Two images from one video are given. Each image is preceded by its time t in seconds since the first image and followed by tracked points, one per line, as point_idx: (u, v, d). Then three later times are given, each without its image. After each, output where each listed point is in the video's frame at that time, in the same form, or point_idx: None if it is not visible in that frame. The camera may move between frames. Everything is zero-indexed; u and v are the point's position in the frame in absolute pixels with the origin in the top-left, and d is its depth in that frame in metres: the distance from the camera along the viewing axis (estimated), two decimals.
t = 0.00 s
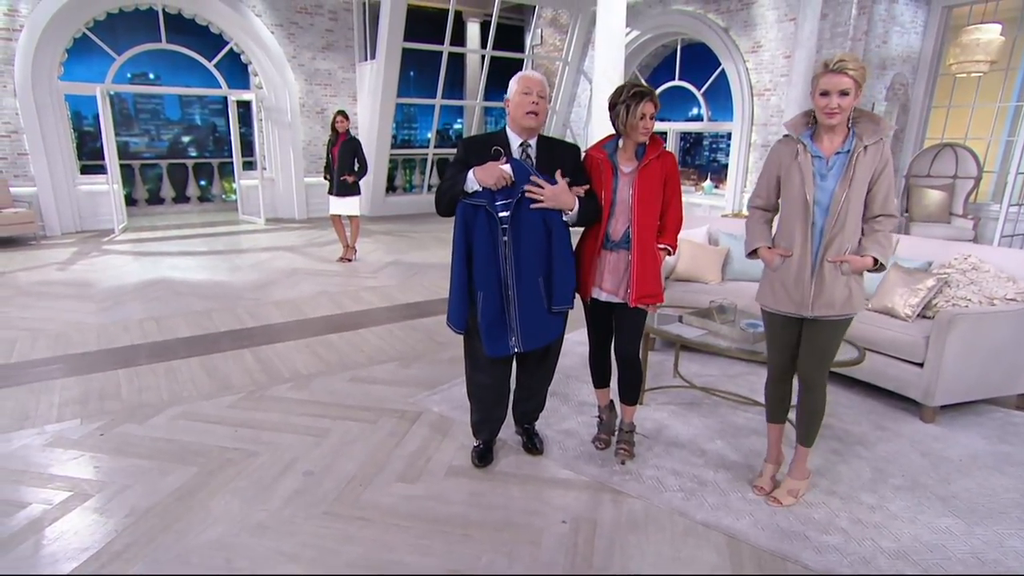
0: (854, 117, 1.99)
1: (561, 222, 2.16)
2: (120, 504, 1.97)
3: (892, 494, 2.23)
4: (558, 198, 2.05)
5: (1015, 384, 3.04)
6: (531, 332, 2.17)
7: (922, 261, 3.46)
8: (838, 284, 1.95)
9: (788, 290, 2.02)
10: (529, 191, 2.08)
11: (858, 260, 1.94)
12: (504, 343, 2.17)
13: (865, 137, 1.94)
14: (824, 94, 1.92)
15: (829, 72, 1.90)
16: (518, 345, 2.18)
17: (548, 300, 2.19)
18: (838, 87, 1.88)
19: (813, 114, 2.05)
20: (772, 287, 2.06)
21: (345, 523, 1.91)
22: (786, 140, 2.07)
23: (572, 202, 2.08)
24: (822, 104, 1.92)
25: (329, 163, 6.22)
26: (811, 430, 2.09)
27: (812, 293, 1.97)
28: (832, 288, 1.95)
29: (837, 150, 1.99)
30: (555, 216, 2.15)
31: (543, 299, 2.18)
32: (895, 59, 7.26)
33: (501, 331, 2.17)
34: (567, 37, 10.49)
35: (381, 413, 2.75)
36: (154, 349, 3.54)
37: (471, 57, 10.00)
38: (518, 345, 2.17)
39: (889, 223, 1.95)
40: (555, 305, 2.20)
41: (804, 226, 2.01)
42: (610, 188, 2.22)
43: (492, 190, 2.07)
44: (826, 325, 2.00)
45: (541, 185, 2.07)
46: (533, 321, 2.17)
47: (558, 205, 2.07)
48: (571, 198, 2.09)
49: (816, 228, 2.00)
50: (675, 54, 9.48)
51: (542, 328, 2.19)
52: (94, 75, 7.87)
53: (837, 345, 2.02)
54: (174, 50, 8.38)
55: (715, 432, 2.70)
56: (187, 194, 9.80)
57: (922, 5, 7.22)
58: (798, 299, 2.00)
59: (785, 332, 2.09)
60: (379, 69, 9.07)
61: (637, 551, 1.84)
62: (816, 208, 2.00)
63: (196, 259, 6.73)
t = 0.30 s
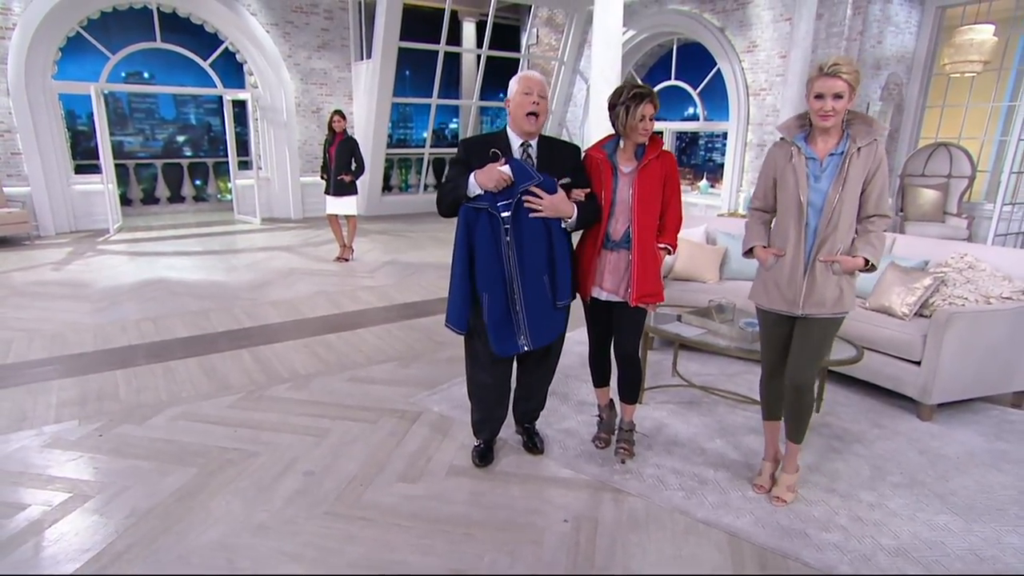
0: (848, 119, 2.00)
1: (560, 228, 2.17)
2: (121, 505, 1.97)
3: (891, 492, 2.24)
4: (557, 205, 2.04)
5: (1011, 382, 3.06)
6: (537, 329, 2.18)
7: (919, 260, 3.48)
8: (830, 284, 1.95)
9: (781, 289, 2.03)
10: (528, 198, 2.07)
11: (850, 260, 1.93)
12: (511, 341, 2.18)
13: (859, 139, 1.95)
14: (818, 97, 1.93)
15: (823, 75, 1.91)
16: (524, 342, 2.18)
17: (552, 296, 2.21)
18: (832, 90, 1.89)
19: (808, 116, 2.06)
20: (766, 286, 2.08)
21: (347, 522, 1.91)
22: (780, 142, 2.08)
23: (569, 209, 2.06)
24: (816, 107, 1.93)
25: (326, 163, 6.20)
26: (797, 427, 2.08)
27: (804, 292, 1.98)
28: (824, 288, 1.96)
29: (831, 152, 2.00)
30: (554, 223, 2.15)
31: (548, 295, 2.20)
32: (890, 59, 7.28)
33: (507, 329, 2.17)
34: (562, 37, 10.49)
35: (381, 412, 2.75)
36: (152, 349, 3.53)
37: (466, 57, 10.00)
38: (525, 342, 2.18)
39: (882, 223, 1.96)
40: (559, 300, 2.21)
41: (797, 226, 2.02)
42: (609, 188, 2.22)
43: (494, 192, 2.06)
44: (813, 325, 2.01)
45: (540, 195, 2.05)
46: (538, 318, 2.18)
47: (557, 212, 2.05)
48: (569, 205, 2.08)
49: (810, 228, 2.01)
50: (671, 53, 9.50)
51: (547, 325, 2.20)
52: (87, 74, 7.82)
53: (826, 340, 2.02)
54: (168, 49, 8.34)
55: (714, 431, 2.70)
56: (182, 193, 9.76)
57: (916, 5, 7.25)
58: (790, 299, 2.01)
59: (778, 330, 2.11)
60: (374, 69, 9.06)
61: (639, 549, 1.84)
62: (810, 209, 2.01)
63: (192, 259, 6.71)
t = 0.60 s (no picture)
0: (842, 119, 2.02)
1: (558, 231, 2.17)
2: (117, 508, 1.95)
3: (886, 488, 2.27)
4: (555, 206, 2.05)
5: (1001, 378, 3.10)
6: (535, 329, 2.19)
7: (911, 258, 3.52)
8: (827, 282, 1.97)
9: (778, 287, 2.04)
10: (526, 199, 2.07)
11: (847, 258, 1.95)
12: (509, 341, 2.18)
13: (853, 138, 1.96)
14: (813, 97, 1.94)
15: (817, 76, 1.92)
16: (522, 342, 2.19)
17: (549, 296, 2.21)
18: (827, 91, 1.90)
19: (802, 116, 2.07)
20: (762, 284, 2.09)
21: (346, 523, 1.90)
22: (775, 142, 2.10)
23: (567, 210, 2.07)
24: (810, 107, 1.94)
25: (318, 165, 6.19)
26: (822, 429, 2.04)
27: (802, 291, 2.00)
28: (822, 286, 1.97)
29: (825, 151, 2.01)
30: (553, 224, 2.15)
31: (544, 295, 2.20)
32: (878, 59, 7.35)
33: (504, 330, 2.17)
34: (554, 36, 10.51)
35: (378, 413, 2.74)
36: (144, 350, 3.50)
37: (458, 56, 9.99)
38: (522, 342, 2.19)
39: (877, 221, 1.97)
40: (557, 301, 2.21)
41: (793, 224, 2.03)
42: (608, 187, 2.23)
43: (494, 193, 2.06)
44: (820, 323, 2.00)
45: (537, 195, 2.06)
46: (535, 319, 2.18)
47: (556, 214, 2.06)
48: (566, 205, 2.08)
49: (805, 227, 2.03)
50: (662, 53, 9.54)
51: (544, 326, 2.20)
52: (73, 72, 7.74)
53: (837, 340, 2.00)
54: (157, 47, 8.27)
55: (711, 428, 2.72)
56: (171, 193, 9.68)
57: (904, 6, 7.32)
58: (788, 297, 2.02)
59: (775, 327, 2.12)
60: (365, 68, 9.03)
61: (639, 547, 1.85)
62: (805, 207, 2.02)
63: (182, 259, 6.66)
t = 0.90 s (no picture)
0: (838, 119, 2.01)
1: (559, 237, 2.17)
2: (112, 512, 1.92)
3: (881, 483, 2.29)
4: (557, 215, 2.07)
5: (990, 374, 3.15)
6: (526, 329, 2.18)
7: (900, 256, 3.57)
8: (819, 281, 1.97)
9: (772, 285, 2.06)
10: (529, 206, 2.09)
11: (840, 257, 1.94)
12: (499, 339, 2.18)
13: (848, 138, 1.96)
14: (808, 98, 1.95)
15: (813, 76, 1.93)
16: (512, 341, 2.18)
17: (544, 297, 2.20)
18: (822, 91, 1.91)
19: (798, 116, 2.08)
20: (757, 282, 2.11)
21: (347, 524, 1.89)
22: (772, 142, 2.11)
23: (570, 218, 2.09)
24: (806, 107, 1.95)
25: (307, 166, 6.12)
26: (834, 427, 2.05)
27: (794, 290, 2.01)
28: (814, 285, 1.98)
29: (820, 151, 2.02)
30: (555, 231, 2.15)
31: (539, 296, 2.19)
32: (865, 59, 7.44)
33: (496, 327, 2.17)
34: (543, 36, 10.55)
35: (375, 413, 2.73)
36: (135, 352, 3.46)
37: (446, 55, 9.98)
38: (512, 341, 2.18)
39: (873, 221, 1.96)
40: (551, 302, 2.21)
41: (786, 223, 2.04)
42: (606, 186, 2.25)
43: (490, 186, 2.06)
44: (820, 322, 2.02)
45: (539, 205, 2.08)
46: (527, 318, 2.17)
47: (556, 221, 2.08)
48: (569, 213, 2.10)
49: (799, 225, 2.03)
50: (651, 53, 9.59)
51: (537, 327, 2.20)
52: (56, 70, 7.63)
53: (838, 338, 2.01)
54: (142, 45, 8.19)
55: (707, 426, 2.74)
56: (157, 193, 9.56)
57: (889, 7, 7.41)
58: (780, 295, 2.04)
59: (772, 324, 2.13)
60: (354, 68, 8.99)
61: (640, 545, 1.86)
62: (799, 207, 2.03)
63: (170, 259, 6.58)
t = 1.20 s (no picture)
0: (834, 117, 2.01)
1: (556, 234, 2.17)
2: (106, 516, 1.89)
3: (872, 474, 2.33)
4: (555, 214, 2.06)
5: (974, 366, 3.22)
6: (525, 327, 2.18)
7: (886, 251, 3.62)
8: (800, 275, 1.97)
9: (756, 279, 2.09)
10: (526, 205, 2.08)
11: (823, 253, 1.93)
12: (498, 337, 2.17)
13: (838, 134, 1.96)
14: (802, 95, 1.97)
15: (806, 74, 1.95)
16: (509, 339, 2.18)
17: (541, 296, 2.20)
18: (815, 89, 1.93)
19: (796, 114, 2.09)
20: (744, 276, 2.14)
21: (346, 524, 1.88)
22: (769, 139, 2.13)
23: (567, 217, 2.09)
24: (800, 105, 1.97)
25: (292, 162, 6.02)
26: (827, 423, 2.05)
27: (777, 282, 2.02)
28: (796, 279, 1.98)
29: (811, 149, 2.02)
30: (552, 231, 2.16)
31: (536, 295, 2.19)
32: (846, 57, 7.54)
33: (494, 326, 2.17)
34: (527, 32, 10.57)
35: (370, 412, 2.71)
36: (122, 352, 3.40)
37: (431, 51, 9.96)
38: (510, 339, 2.18)
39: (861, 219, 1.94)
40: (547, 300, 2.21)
41: (774, 217, 2.06)
42: (600, 182, 2.26)
43: (491, 184, 2.05)
44: (807, 319, 2.01)
45: (538, 203, 2.07)
46: (525, 316, 2.18)
47: (554, 220, 2.08)
48: (567, 213, 2.11)
49: (784, 220, 2.05)
50: (636, 49, 9.63)
51: (534, 325, 2.20)
52: (31, 65, 7.48)
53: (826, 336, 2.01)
54: (121, 40, 8.05)
55: (701, 420, 2.76)
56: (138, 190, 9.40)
57: (870, 5, 7.53)
58: (765, 287, 2.06)
59: (765, 319, 2.15)
60: (338, 63, 8.91)
61: (639, 539, 1.87)
62: (785, 202, 2.04)
63: (153, 258, 6.47)
